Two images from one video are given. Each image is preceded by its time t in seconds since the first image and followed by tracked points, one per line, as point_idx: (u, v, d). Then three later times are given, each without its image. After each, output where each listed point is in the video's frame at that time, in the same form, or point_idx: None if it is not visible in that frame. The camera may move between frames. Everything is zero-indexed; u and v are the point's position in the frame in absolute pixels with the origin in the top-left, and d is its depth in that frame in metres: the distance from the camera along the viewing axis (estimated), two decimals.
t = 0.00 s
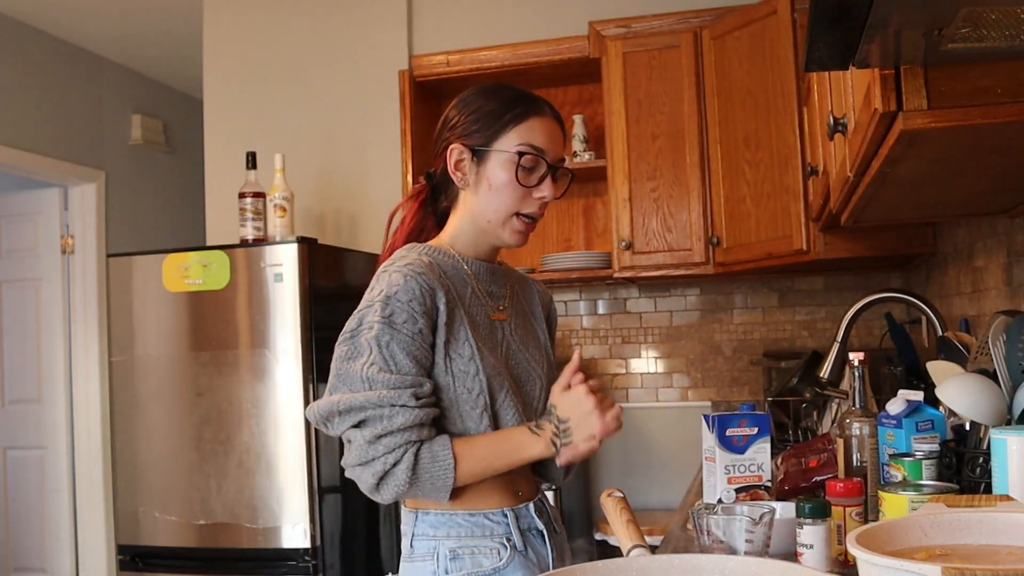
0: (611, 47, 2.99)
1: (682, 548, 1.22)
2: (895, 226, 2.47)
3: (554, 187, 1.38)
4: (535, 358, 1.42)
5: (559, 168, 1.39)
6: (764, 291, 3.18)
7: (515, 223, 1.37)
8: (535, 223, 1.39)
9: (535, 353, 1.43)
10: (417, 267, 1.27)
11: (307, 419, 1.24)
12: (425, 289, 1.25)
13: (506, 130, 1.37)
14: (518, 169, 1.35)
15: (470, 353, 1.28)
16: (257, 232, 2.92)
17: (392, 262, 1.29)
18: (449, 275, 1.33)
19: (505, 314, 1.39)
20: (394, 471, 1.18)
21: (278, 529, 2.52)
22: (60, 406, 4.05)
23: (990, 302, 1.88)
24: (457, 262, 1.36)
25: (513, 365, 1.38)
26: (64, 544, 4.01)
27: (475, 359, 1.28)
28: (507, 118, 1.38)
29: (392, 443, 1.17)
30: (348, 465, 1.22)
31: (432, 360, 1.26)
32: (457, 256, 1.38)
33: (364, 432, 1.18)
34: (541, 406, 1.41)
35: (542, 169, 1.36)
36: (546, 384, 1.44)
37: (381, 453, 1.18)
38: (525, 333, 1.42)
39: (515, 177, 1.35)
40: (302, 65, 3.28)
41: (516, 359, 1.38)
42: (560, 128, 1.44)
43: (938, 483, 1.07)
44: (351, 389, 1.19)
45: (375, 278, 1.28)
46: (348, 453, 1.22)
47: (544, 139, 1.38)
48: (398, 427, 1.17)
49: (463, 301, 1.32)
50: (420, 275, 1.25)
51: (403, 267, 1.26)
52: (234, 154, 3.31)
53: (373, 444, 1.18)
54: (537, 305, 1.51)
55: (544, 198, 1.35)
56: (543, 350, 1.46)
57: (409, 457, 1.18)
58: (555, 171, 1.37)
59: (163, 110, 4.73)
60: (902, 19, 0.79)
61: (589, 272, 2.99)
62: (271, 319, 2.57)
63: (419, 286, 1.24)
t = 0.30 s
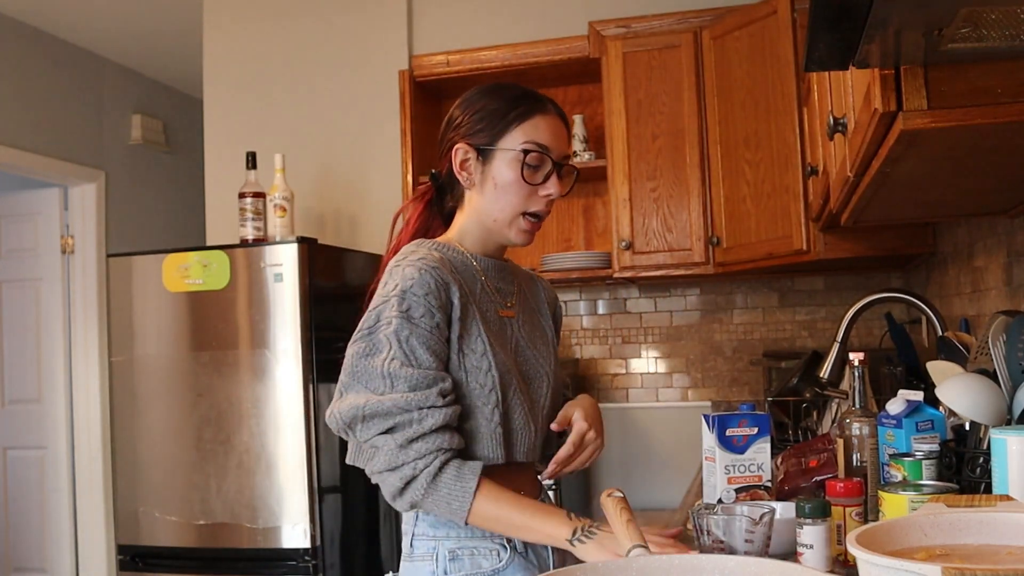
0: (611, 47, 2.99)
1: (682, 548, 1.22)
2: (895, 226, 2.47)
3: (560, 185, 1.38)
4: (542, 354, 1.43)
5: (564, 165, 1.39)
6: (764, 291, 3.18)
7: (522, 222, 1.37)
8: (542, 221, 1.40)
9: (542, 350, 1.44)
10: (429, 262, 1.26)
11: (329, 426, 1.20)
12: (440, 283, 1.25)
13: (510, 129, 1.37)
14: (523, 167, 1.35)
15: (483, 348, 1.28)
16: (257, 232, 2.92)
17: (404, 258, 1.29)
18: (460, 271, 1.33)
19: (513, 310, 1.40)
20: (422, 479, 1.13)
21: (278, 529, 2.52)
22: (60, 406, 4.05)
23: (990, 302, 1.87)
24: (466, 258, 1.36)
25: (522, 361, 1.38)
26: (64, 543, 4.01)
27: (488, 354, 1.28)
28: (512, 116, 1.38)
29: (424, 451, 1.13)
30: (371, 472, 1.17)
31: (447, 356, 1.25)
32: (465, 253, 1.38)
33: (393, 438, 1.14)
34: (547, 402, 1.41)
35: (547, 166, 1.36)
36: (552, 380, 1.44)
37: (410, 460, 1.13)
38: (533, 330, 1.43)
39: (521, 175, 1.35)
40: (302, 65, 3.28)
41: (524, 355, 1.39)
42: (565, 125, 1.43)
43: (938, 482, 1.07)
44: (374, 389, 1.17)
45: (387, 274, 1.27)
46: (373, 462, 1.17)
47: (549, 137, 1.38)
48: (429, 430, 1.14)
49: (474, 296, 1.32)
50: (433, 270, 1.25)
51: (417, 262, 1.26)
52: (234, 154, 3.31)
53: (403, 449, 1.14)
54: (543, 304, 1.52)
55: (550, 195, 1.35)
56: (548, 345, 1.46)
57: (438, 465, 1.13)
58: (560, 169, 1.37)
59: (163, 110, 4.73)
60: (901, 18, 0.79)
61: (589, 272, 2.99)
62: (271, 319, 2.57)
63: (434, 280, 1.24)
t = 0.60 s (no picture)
0: (611, 47, 2.99)
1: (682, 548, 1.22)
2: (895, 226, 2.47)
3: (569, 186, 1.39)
4: (545, 359, 1.42)
5: (575, 165, 1.39)
6: (764, 291, 3.18)
7: (532, 221, 1.37)
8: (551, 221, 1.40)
9: (546, 355, 1.43)
10: (434, 262, 1.26)
11: (320, 414, 1.22)
12: (444, 283, 1.24)
13: (521, 128, 1.37)
14: (534, 166, 1.35)
15: (485, 350, 1.28)
16: (257, 232, 2.92)
17: (411, 257, 1.29)
18: (465, 272, 1.32)
19: (518, 313, 1.39)
20: (401, 471, 1.15)
21: (278, 529, 2.52)
22: (60, 406, 4.05)
23: (990, 302, 1.87)
24: (472, 259, 1.35)
25: (526, 364, 1.37)
26: (64, 543, 4.01)
27: (491, 357, 1.28)
28: (524, 115, 1.38)
29: (402, 445, 1.14)
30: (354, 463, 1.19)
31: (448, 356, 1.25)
32: (471, 254, 1.37)
33: (375, 430, 1.15)
34: (550, 406, 1.41)
35: (557, 166, 1.36)
36: (555, 385, 1.43)
37: (388, 453, 1.15)
38: (536, 335, 1.43)
39: (532, 175, 1.35)
40: (302, 65, 3.28)
41: (528, 359, 1.38)
42: (574, 127, 1.44)
43: (938, 482, 1.07)
44: (364, 383, 1.18)
45: (393, 272, 1.27)
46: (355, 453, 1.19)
47: (560, 137, 1.38)
48: (409, 426, 1.14)
49: (478, 298, 1.32)
50: (438, 270, 1.25)
51: (422, 261, 1.26)
52: (234, 154, 3.31)
53: (383, 443, 1.15)
54: (546, 311, 1.51)
55: (559, 196, 1.35)
56: (552, 351, 1.46)
57: (417, 458, 1.14)
58: (570, 169, 1.37)
59: (163, 110, 4.73)
60: (900, 18, 0.79)
61: (589, 272, 2.99)
62: (271, 320, 2.57)
63: (437, 280, 1.23)
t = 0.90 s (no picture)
0: (611, 47, 2.99)
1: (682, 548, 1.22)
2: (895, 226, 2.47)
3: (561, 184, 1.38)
4: (542, 360, 1.41)
5: (566, 164, 1.38)
6: (764, 291, 3.18)
7: (524, 220, 1.37)
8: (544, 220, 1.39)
9: (543, 357, 1.42)
10: (426, 263, 1.26)
11: (313, 412, 1.23)
12: (434, 283, 1.24)
13: (512, 127, 1.37)
14: (525, 165, 1.35)
15: (478, 350, 1.28)
16: (257, 232, 2.92)
17: (403, 259, 1.30)
18: (455, 274, 1.33)
19: (511, 315, 1.39)
20: (404, 463, 1.15)
21: (278, 529, 2.52)
22: (60, 406, 4.05)
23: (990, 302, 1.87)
24: (464, 261, 1.36)
25: (520, 365, 1.37)
26: (64, 543, 4.01)
27: (483, 356, 1.28)
28: (514, 115, 1.38)
29: (403, 436, 1.15)
30: (351, 459, 1.19)
31: (439, 355, 1.25)
32: (464, 256, 1.37)
33: (371, 422, 1.16)
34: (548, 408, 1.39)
35: (548, 165, 1.36)
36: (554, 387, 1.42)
37: (385, 444, 1.15)
38: (532, 337, 1.41)
39: (523, 173, 1.35)
40: (302, 65, 3.28)
41: (523, 360, 1.37)
42: (567, 126, 1.43)
43: (938, 483, 1.07)
44: (358, 379, 1.19)
45: (385, 275, 1.28)
46: (352, 447, 1.19)
47: (551, 136, 1.38)
48: (408, 419, 1.15)
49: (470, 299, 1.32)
50: (429, 270, 1.25)
51: (413, 263, 1.26)
52: (234, 154, 3.31)
53: (382, 435, 1.15)
54: (546, 310, 1.49)
55: (551, 194, 1.35)
56: (553, 352, 1.44)
57: (419, 450, 1.15)
58: (561, 167, 1.37)
59: (163, 110, 4.73)
60: (901, 18, 0.79)
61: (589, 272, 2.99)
62: (271, 319, 2.57)
63: (428, 280, 1.24)
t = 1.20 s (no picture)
0: (611, 47, 2.98)
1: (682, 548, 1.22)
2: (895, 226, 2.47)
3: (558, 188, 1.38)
4: (537, 364, 1.40)
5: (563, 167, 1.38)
6: (764, 291, 3.18)
7: (520, 224, 1.36)
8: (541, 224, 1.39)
9: (538, 360, 1.40)
10: (418, 267, 1.26)
11: (305, 410, 1.23)
12: (425, 286, 1.24)
13: (509, 130, 1.37)
14: (521, 168, 1.35)
15: (468, 353, 1.28)
16: (257, 232, 2.92)
17: (394, 262, 1.30)
18: (448, 277, 1.32)
19: (505, 318, 1.38)
20: (392, 469, 1.15)
21: (278, 529, 2.52)
22: (60, 405, 4.05)
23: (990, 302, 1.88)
24: (457, 265, 1.35)
25: (513, 369, 1.36)
26: (64, 543, 4.01)
27: (474, 359, 1.28)
28: (512, 118, 1.38)
29: (393, 441, 1.15)
30: (341, 459, 1.19)
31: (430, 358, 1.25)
32: (458, 259, 1.37)
33: (362, 424, 1.16)
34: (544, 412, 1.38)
35: (544, 168, 1.36)
36: (551, 391, 1.40)
37: (375, 447, 1.15)
38: (526, 340, 1.40)
39: (518, 177, 1.35)
40: (302, 65, 3.28)
41: (515, 364, 1.37)
42: (565, 130, 1.43)
43: (938, 482, 1.07)
44: (350, 381, 1.19)
45: (378, 277, 1.28)
46: (342, 448, 1.19)
47: (548, 139, 1.38)
48: (399, 422, 1.14)
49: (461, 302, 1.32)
50: (420, 274, 1.25)
51: (404, 267, 1.26)
52: (234, 154, 3.31)
53: (372, 438, 1.15)
54: (545, 311, 1.47)
55: (547, 198, 1.35)
56: (551, 354, 1.42)
57: (408, 457, 1.15)
58: (558, 171, 1.36)
59: (163, 110, 4.73)
60: (901, 18, 0.79)
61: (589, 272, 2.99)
62: (271, 320, 2.57)
63: (419, 283, 1.24)
